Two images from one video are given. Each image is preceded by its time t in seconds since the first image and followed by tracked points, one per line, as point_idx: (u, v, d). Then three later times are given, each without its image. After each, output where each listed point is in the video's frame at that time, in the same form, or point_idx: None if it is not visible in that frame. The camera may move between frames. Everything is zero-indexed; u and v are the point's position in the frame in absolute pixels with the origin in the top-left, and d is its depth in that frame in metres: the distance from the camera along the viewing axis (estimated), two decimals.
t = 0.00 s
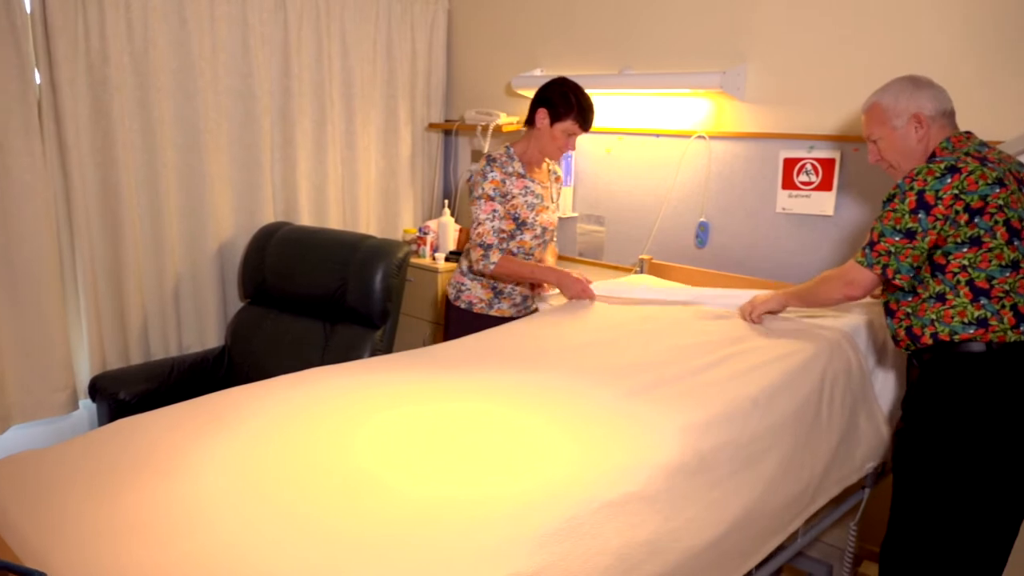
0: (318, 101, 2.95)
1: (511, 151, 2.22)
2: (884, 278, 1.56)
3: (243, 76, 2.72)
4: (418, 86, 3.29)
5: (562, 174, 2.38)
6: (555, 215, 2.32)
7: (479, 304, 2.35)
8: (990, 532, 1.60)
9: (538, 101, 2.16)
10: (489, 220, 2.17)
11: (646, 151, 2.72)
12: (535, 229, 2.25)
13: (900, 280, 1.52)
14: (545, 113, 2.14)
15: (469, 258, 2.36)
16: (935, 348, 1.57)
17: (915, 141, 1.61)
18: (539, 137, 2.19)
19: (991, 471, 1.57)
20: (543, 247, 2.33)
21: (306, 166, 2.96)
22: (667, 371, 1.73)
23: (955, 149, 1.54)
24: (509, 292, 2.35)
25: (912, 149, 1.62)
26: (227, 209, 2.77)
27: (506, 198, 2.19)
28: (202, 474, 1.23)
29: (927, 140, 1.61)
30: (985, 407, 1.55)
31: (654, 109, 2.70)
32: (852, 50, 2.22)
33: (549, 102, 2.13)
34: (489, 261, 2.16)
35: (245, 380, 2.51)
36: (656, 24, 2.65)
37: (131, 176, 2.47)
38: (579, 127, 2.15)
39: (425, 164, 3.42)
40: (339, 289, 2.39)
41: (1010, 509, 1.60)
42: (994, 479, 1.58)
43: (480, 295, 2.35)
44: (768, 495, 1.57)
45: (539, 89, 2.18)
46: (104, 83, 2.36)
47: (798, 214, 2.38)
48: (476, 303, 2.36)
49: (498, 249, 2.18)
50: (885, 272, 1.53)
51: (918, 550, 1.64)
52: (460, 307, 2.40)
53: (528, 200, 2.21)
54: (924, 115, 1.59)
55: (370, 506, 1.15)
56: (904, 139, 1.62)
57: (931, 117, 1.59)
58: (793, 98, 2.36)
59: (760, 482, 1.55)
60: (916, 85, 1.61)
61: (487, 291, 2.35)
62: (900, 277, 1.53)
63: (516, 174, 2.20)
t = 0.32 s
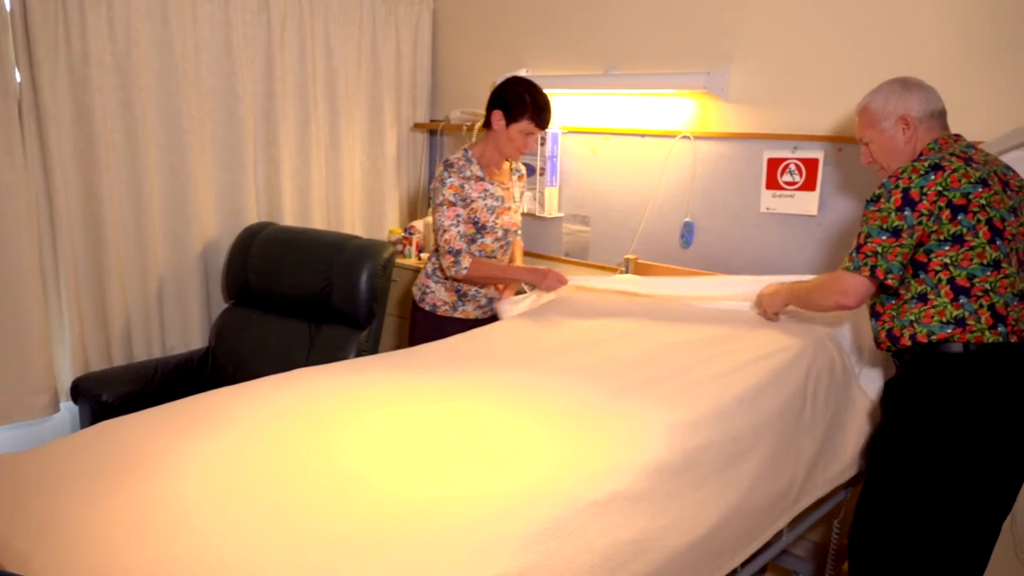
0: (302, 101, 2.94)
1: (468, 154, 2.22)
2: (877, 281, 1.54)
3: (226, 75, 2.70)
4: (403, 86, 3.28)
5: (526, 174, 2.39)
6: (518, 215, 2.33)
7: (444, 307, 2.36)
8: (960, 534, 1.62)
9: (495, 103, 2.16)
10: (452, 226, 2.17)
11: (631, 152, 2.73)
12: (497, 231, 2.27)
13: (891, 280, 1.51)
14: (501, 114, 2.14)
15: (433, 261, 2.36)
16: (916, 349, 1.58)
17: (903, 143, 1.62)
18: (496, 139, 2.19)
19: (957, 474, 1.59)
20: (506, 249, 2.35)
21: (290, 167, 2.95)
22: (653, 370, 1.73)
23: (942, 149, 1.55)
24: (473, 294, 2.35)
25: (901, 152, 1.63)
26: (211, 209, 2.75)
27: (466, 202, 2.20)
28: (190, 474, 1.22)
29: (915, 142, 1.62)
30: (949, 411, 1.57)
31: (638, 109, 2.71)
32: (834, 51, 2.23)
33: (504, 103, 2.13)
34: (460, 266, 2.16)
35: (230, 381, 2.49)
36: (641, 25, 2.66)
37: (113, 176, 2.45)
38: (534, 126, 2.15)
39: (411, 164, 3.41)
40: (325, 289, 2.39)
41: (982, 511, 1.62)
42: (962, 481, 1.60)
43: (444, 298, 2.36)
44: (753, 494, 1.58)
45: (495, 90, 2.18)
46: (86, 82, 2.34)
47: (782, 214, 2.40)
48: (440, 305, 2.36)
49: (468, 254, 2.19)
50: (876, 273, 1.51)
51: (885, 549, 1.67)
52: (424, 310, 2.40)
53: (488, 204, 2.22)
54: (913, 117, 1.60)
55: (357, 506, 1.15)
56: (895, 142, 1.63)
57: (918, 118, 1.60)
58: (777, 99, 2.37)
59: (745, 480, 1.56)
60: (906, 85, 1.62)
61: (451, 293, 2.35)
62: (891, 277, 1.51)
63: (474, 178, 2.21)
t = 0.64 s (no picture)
0: (287, 101, 2.92)
1: (441, 153, 2.22)
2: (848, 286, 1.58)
3: (210, 74, 2.68)
4: (390, 85, 3.27)
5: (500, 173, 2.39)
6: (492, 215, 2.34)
7: (419, 307, 2.34)
8: (929, 540, 1.62)
9: (468, 101, 2.16)
10: (424, 226, 2.16)
11: (617, 153, 2.74)
12: (470, 230, 2.27)
13: (862, 286, 1.54)
14: (473, 113, 2.14)
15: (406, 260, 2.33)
16: (888, 356, 1.60)
17: (884, 146, 1.64)
18: (468, 139, 2.20)
19: (938, 469, 1.59)
20: (478, 249, 2.35)
21: (275, 166, 2.94)
22: (638, 370, 1.74)
23: (920, 154, 1.57)
24: (449, 293, 2.35)
25: (882, 155, 1.65)
26: (196, 209, 2.74)
27: (438, 202, 2.20)
28: (179, 475, 1.22)
29: (895, 145, 1.63)
30: (920, 413, 1.58)
31: (624, 109, 2.72)
32: (819, 52, 2.25)
33: (477, 102, 2.13)
34: (429, 267, 2.15)
35: (215, 382, 2.48)
36: (626, 25, 2.67)
37: (96, 176, 2.43)
38: (506, 126, 2.16)
39: (397, 163, 3.41)
40: (311, 289, 2.38)
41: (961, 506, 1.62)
42: (942, 476, 1.59)
43: (419, 297, 2.34)
44: (739, 493, 1.59)
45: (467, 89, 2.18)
46: (68, 81, 2.32)
47: (767, 214, 2.41)
48: (415, 305, 2.34)
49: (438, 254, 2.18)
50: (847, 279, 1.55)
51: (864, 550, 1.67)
52: (399, 310, 2.38)
53: (461, 203, 2.22)
54: (890, 121, 1.62)
55: (343, 507, 1.14)
56: (875, 146, 1.65)
57: (895, 123, 1.62)
58: (762, 99, 2.39)
59: (731, 479, 1.57)
60: (887, 88, 1.63)
61: (426, 292, 2.33)
62: (863, 283, 1.54)
63: (447, 178, 2.21)
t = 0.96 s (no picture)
0: (275, 100, 2.91)
1: (429, 152, 2.21)
2: (785, 281, 1.59)
3: (198, 74, 2.67)
4: (378, 85, 3.26)
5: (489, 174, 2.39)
6: (482, 215, 2.35)
7: (407, 307, 2.34)
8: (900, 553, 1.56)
9: (457, 101, 2.15)
10: (411, 225, 2.17)
11: (605, 154, 2.75)
12: (458, 228, 2.27)
13: (795, 285, 1.56)
14: (462, 114, 2.14)
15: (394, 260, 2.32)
16: (843, 367, 1.57)
17: (850, 154, 1.66)
18: (456, 139, 2.20)
19: (904, 482, 1.52)
20: (467, 250, 2.36)
21: (263, 166, 2.93)
22: (626, 370, 1.74)
23: (883, 158, 1.55)
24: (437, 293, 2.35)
25: (850, 162, 1.66)
26: (184, 209, 2.72)
27: (426, 200, 2.19)
28: (172, 474, 1.21)
29: (862, 153, 1.64)
30: (883, 429, 1.53)
31: (612, 109, 2.73)
32: (806, 52, 2.26)
33: (466, 102, 2.13)
34: (412, 267, 2.17)
35: (203, 382, 2.46)
36: (615, 26, 2.67)
37: (83, 176, 2.41)
38: (494, 128, 2.15)
39: (385, 163, 3.40)
40: (299, 289, 2.37)
41: (935, 519, 1.56)
42: (909, 489, 1.53)
43: (407, 298, 2.33)
44: (726, 492, 1.59)
45: (458, 89, 2.17)
46: (54, 81, 2.31)
47: (755, 214, 2.42)
48: (402, 305, 2.34)
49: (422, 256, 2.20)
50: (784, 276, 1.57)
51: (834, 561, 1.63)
52: (387, 310, 2.37)
53: (449, 202, 2.22)
54: (854, 131, 1.63)
55: (334, 508, 1.14)
56: (843, 154, 1.67)
57: (859, 132, 1.62)
58: (749, 100, 2.40)
59: (718, 479, 1.57)
60: (853, 96, 1.64)
61: (414, 293, 2.33)
62: (796, 282, 1.56)
63: (435, 176, 2.20)
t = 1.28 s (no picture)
0: (264, 101, 2.90)
1: (427, 154, 2.22)
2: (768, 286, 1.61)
3: (187, 74, 2.66)
4: (368, 84, 3.26)
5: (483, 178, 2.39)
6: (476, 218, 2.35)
7: (396, 306, 2.33)
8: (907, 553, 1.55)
9: (457, 106, 2.15)
10: (404, 226, 2.16)
11: (595, 154, 2.75)
12: (454, 233, 2.28)
13: (779, 291, 1.58)
14: (463, 119, 2.13)
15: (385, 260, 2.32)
16: (837, 372, 1.57)
17: (832, 154, 1.66)
18: (456, 143, 2.20)
19: (904, 487, 1.52)
20: (460, 252, 2.35)
21: (253, 167, 2.91)
22: (617, 370, 1.74)
23: (863, 159, 1.56)
24: (426, 294, 2.34)
25: (832, 162, 1.67)
26: (173, 210, 2.71)
27: (421, 202, 2.19)
28: (163, 474, 1.21)
29: (844, 153, 1.64)
30: (880, 432, 1.52)
31: (604, 109, 2.73)
32: (796, 52, 2.26)
33: (466, 107, 2.13)
34: (403, 267, 2.15)
35: (192, 384, 2.45)
36: (605, 26, 2.67)
37: (70, 176, 2.40)
38: (494, 135, 2.16)
39: (376, 164, 3.40)
40: (288, 289, 2.36)
41: (935, 523, 1.55)
42: (922, 497, 1.53)
43: (396, 297, 2.33)
44: (718, 492, 1.60)
45: (459, 93, 2.17)
46: (41, 82, 2.29)
47: (744, 214, 2.43)
48: (392, 305, 2.34)
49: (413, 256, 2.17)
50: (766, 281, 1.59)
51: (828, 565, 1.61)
52: (376, 309, 2.37)
53: (444, 204, 2.22)
54: (836, 130, 1.63)
55: (325, 508, 1.13)
56: (825, 153, 1.68)
57: (841, 131, 1.63)
58: (739, 100, 2.40)
59: (709, 479, 1.57)
60: (833, 94, 1.64)
61: (404, 292, 2.33)
62: (780, 287, 1.58)
63: (432, 179, 2.20)
